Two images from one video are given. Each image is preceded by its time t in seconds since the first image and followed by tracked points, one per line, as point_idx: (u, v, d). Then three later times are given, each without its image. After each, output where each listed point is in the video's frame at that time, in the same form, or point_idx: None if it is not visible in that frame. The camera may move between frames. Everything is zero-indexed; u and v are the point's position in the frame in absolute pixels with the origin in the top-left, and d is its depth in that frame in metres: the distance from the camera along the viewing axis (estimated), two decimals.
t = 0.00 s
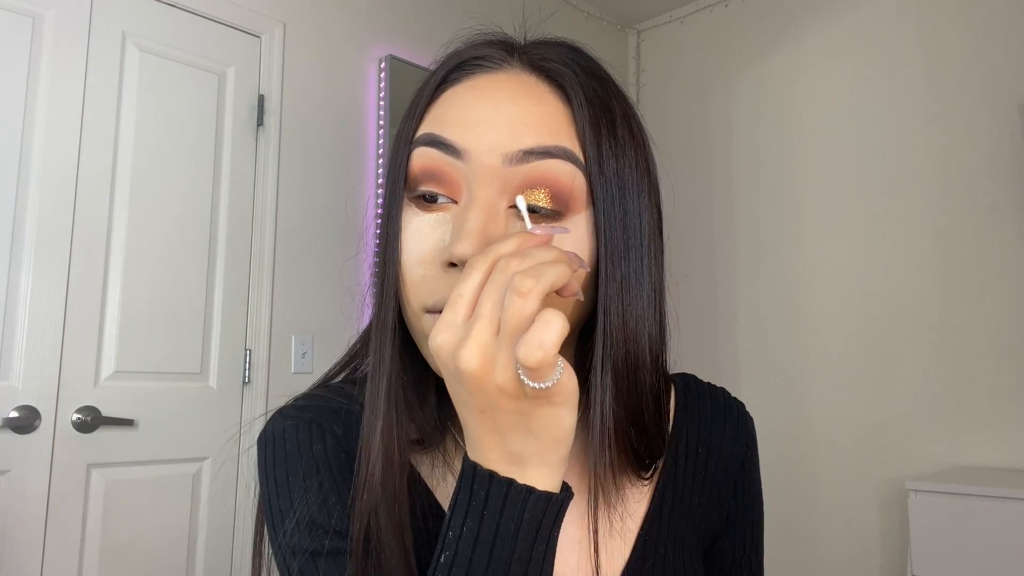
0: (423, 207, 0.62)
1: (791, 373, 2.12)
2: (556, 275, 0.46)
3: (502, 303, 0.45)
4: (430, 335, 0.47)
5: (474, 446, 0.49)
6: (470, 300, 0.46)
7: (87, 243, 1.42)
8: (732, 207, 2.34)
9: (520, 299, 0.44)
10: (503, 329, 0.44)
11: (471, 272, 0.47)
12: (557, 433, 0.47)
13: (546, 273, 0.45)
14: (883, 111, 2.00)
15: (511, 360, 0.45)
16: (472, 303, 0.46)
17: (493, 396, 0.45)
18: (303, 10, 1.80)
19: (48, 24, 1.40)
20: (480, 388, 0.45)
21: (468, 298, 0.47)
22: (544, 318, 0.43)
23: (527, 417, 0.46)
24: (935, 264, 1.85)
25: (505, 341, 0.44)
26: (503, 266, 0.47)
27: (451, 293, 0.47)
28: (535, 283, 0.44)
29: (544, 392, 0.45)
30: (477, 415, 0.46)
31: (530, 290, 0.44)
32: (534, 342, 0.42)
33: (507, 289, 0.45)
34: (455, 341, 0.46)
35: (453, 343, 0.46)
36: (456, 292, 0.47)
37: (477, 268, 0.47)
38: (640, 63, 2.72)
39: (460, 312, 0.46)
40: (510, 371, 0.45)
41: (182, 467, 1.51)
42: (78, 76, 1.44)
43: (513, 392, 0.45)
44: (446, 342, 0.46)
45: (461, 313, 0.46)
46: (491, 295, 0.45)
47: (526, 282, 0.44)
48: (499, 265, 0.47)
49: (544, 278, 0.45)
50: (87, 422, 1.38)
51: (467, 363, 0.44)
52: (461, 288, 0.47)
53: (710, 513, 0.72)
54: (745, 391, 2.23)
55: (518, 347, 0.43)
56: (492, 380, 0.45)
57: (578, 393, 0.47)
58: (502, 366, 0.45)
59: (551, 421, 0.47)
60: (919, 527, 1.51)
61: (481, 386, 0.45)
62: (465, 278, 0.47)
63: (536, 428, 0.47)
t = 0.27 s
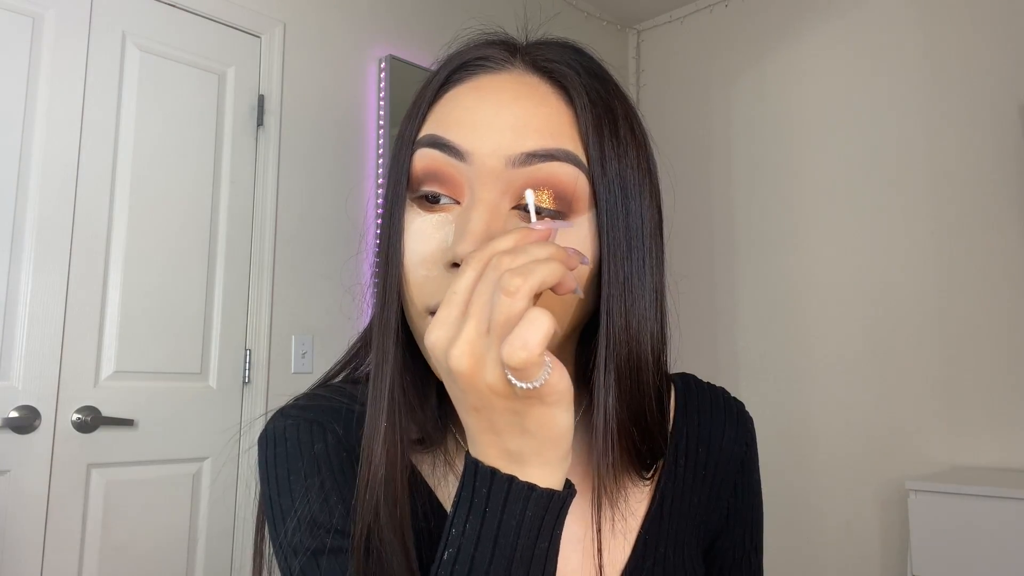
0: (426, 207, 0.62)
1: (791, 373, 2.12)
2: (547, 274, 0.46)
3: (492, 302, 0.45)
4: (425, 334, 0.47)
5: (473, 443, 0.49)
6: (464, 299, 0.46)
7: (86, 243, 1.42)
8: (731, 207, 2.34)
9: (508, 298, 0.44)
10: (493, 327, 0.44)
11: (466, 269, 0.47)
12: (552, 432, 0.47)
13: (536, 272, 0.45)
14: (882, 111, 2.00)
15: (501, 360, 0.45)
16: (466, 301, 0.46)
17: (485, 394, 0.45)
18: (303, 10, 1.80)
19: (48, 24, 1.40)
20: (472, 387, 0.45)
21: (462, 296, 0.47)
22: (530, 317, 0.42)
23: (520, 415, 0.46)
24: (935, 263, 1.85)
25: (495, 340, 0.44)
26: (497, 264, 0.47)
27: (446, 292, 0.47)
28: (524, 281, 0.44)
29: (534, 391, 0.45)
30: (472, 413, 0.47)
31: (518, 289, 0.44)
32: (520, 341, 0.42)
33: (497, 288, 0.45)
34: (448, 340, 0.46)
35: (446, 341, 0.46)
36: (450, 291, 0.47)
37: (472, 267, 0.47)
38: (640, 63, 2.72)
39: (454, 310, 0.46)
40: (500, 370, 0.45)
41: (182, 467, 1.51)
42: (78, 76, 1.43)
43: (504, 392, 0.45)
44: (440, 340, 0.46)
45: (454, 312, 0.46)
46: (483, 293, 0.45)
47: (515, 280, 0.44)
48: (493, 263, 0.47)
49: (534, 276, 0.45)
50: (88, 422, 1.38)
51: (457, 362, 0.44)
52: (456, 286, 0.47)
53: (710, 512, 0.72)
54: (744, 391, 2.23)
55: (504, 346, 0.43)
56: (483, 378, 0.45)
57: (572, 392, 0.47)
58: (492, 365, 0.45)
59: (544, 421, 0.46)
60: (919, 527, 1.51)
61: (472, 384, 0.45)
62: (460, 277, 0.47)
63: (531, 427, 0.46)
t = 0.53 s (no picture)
0: (428, 207, 0.62)
1: (791, 373, 2.12)
2: (529, 268, 0.46)
3: (476, 297, 0.45)
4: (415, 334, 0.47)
5: (468, 442, 0.49)
6: (452, 298, 0.46)
7: (86, 243, 1.42)
8: (732, 207, 2.34)
9: (489, 291, 0.44)
10: (478, 322, 0.44)
11: (452, 272, 0.48)
12: (542, 426, 0.47)
13: (517, 265, 0.45)
14: (882, 111, 2.00)
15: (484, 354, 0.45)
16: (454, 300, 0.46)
17: (472, 389, 0.45)
18: (303, 10, 1.80)
19: (47, 24, 1.40)
20: (459, 382, 0.45)
21: (450, 295, 0.47)
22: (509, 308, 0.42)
23: (509, 410, 0.46)
24: (935, 263, 1.85)
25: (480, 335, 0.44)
26: (481, 262, 0.47)
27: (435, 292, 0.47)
28: (504, 275, 0.44)
29: (518, 383, 0.45)
30: (463, 410, 0.46)
31: (499, 282, 0.44)
32: (498, 332, 0.42)
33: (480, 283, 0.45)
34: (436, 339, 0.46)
35: (433, 339, 0.46)
36: (438, 291, 0.47)
37: (459, 267, 0.48)
38: (640, 63, 2.72)
39: (443, 309, 0.46)
40: (485, 364, 0.44)
41: (182, 467, 1.51)
42: (78, 76, 1.43)
43: (490, 386, 0.45)
44: (427, 339, 0.46)
45: (442, 311, 0.46)
46: (467, 289, 0.45)
47: (495, 274, 0.44)
48: (477, 263, 0.47)
49: (515, 270, 0.45)
50: (87, 422, 1.38)
51: (443, 358, 0.44)
52: (444, 286, 0.47)
53: (709, 513, 0.72)
54: (744, 391, 2.23)
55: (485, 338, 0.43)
56: (470, 374, 0.45)
57: (560, 385, 0.46)
58: (477, 360, 0.44)
59: (533, 414, 0.46)
60: (919, 527, 1.51)
61: (459, 380, 0.45)
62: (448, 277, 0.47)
63: (520, 420, 0.46)
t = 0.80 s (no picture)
0: (428, 207, 0.62)
1: (791, 373, 2.12)
2: (527, 264, 0.46)
3: (473, 293, 0.45)
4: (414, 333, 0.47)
5: (468, 440, 0.49)
6: (450, 296, 0.47)
7: (86, 243, 1.42)
8: (732, 207, 2.34)
9: (486, 288, 0.44)
10: (475, 319, 0.44)
11: (451, 271, 0.48)
12: (541, 422, 0.47)
13: (514, 261, 0.45)
14: (882, 111, 2.00)
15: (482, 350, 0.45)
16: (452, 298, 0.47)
17: (471, 386, 0.45)
18: (303, 10, 1.80)
19: (47, 24, 1.40)
20: (457, 379, 0.45)
21: (448, 294, 0.47)
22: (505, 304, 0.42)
23: (508, 406, 0.46)
24: (935, 263, 1.85)
25: (477, 331, 0.44)
26: (478, 260, 0.47)
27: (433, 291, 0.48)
28: (501, 272, 0.44)
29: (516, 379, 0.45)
30: (462, 407, 0.47)
31: (496, 279, 0.44)
32: (494, 328, 0.42)
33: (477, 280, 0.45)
34: (435, 336, 0.46)
35: (432, 337, 0.46)
36: (437, 289, 0.47)
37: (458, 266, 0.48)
38: (640, 63, 2.72)
39: (441, 307, 0.47)
40: (483, 361, 0.45)
41: (182, 467, 1.51)
42: (78, 76, 1.43)
43: (488, 383, 0.45)
44: (426, 337, 0.46)
45: (441, 309, 0.47)
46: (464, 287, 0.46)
47: (492, 270, 0.44)
48: (475, 260, 0.47)
49: (512, 266, 0.45)
50: (87, 422, 1.38)
51: (441, 355, 0.45)
52: (443, 285, 0.48)
53: (709, 512, 0.72)
54: (744, 391, 2.23)
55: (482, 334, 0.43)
56: (468, 370, 0.45)
57: (559, 379, 0.46)
58: (475, 356, 0.45)
59: (531, 410, 0.46)
60: (919, 527, 1.51)
61: (457, 377, 0.45)
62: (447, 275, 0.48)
63: (518, 417, 0.46)
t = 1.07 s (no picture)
0: (429, 207, 0.62)
1: (791, 373, 2.12)
2: (526, 268, 0.46)
3: (472, 297, 0.45)
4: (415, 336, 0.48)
5: (469, 443, 0.49)
6: (450, 299, 0.47)
7: (86, 243, 1.42)
8: (732, 207, 2.34)
9: (486, 292, 0.44)
10: (474, 322, 0.44)
11: (450, 275, 0.48)
12: (542, 426, 0.46)
13: (514, 265, 0.45)
14: (882, 110, 2.00)
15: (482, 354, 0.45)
16: (451, 302, 0.47)
17: (471, 390, 0.45)
18: (303, 10, 1.80)
19: (47, 23, 1.40)
20: (456, 383, 0.45)
21: (448, 297, 0.47)
22: (504, 308, 0.42)
23: (508, 409, 0.46)
24: (935, 263, 1.85)
25: (476, 335, 0.44)
26: (477, 263, 0.47)
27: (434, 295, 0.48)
28: (500, 275, 0.44)
29: (516, 383, 0.44)
30: (462, 411, 0.47)
31: (495, 283, 0.44)
32: (494, 332, 0.42)
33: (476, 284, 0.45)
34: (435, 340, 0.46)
35: (432, 341, 0.46)
36: (436, 293, 0.47)
37: (457, 270, 0.48)
38: (640, 63, 2.72)
39: (441, 311, 0.47)
40: (483, 365, 0.45)
41: (182, 467, 1.51)
42: (78, 76, 1.43)
43: (488, 386, 0.45)
44: (426, 341, 0.46)
45: (441, 313, 0.47)
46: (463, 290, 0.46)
47: (491, 274, 0.44)
48: (474, 263, 0.47)
49: (511, 269, 0.45)
50: (87, 422, 1.38)
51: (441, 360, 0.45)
52: (443, 288, 0.48)
53: (709, 512, 0.72)
54: (744, 390, 2.23)
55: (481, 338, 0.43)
56: (468, 375, 0.45)
57: (559, 383, 0.46)
58: (474, 360, 0.45)
59: (532, 414, 0.46)
60: (919, 527, 1.51)
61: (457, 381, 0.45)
62: (447, 279, 0.48)
63: (519, 420, 0.46)
